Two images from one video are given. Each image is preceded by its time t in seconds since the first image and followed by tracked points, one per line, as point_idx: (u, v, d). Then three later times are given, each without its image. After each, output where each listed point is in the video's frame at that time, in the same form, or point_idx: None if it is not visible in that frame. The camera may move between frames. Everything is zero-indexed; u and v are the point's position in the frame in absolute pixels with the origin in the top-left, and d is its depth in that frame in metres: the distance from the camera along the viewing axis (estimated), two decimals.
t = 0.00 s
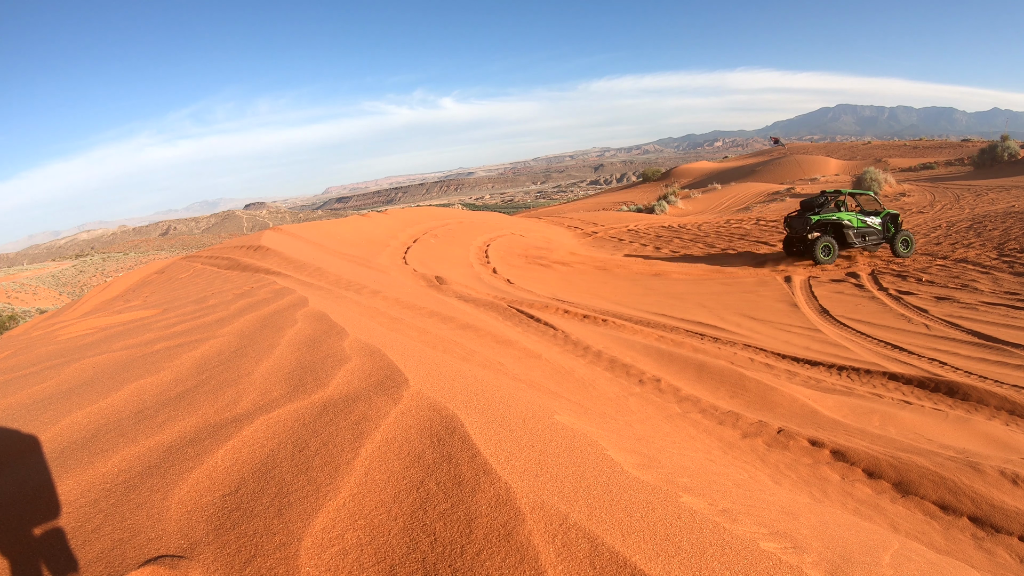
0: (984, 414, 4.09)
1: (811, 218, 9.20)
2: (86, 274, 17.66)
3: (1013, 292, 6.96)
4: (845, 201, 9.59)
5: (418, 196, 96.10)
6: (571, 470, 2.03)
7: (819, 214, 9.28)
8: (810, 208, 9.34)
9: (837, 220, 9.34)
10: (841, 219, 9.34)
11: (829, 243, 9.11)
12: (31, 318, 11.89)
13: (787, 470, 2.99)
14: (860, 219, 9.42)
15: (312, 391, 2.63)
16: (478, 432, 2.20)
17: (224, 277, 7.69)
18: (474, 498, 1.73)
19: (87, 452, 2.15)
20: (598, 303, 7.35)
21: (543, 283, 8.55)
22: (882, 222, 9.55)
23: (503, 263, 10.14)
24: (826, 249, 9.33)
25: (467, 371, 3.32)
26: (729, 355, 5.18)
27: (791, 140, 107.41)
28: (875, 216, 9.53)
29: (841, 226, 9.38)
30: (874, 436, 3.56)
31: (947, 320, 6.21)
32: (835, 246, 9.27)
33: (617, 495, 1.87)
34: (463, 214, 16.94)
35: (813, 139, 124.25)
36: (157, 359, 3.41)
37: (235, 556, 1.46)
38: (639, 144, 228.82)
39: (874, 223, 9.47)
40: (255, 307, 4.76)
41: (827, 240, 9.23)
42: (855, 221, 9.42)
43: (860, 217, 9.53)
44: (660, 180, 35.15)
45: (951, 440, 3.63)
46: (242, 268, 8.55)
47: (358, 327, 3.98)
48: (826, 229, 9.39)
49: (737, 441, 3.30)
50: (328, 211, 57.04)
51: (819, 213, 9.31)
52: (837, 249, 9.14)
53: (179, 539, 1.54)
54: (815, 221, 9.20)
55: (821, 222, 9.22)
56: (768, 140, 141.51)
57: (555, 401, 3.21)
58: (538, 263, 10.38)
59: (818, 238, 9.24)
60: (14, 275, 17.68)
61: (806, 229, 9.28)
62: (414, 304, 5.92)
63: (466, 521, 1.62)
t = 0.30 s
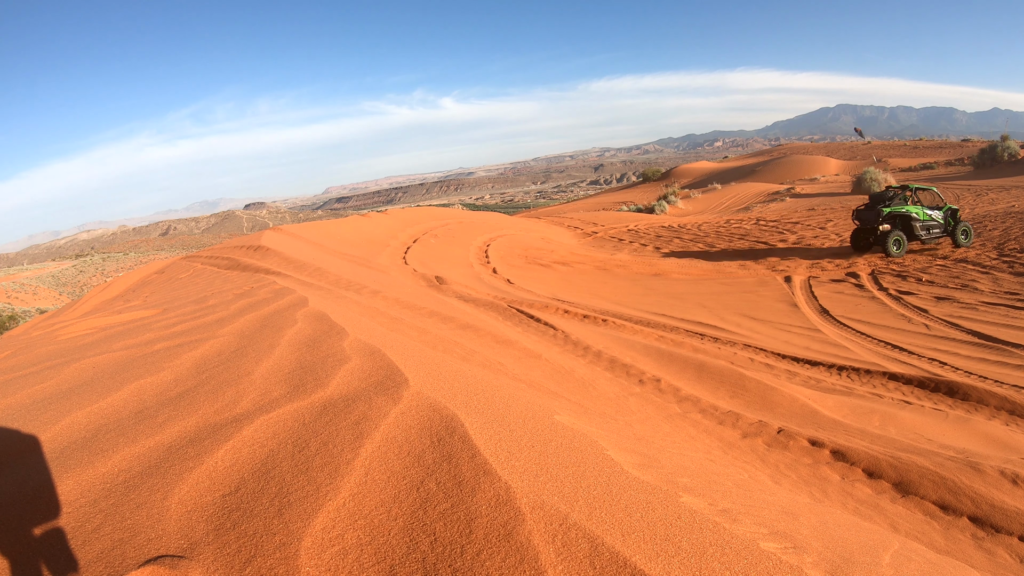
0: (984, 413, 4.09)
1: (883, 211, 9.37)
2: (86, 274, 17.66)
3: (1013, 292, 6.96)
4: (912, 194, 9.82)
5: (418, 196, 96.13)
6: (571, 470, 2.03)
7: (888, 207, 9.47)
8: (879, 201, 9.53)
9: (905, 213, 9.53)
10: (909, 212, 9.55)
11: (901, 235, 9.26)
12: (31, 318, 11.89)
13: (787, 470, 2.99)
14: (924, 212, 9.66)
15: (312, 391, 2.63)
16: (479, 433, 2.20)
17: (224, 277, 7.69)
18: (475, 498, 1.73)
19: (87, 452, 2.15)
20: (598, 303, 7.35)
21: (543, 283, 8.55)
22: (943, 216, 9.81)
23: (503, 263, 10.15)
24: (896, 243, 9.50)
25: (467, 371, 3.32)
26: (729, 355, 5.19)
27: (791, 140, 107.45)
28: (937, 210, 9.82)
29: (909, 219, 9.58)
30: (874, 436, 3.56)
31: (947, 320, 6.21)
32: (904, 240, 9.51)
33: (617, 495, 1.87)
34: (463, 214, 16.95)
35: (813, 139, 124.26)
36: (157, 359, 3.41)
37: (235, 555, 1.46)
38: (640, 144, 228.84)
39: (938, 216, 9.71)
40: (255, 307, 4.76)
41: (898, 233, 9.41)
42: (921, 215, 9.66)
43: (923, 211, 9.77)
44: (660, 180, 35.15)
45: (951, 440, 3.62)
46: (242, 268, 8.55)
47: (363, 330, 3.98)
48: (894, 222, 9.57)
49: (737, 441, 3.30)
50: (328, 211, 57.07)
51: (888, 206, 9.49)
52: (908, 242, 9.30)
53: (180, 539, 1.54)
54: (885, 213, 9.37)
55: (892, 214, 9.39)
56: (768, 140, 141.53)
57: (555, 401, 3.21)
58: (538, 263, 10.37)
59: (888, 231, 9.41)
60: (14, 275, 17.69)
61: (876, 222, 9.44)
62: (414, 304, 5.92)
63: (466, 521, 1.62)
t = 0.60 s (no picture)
0: (984, 413, 4.09)
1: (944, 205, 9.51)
2: (86, 274, 17.66)
3: (1013, 292, 6.96)
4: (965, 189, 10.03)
5: (418, 196, 96.15)
6: (571, 470, 2.03)
7: (948, 201, 9.62)
8: (937, 196, 9.68)
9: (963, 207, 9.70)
10: (967, 205, 9.73)
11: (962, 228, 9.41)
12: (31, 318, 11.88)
13: (787, 470, 2.99)
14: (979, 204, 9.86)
15: (312, 391, 2.63)
16: (479, 432, 2.21)
17: (224, 277, 7.69)
18: (475, 498, 1.73)
19: (87, 452, 2.14)
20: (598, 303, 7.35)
21: (543, 283, 8.55)
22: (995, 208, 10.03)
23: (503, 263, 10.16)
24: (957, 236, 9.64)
25: (467, 371, 3.32)
26: (729, 355, 5.19)
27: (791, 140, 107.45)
28: (989, 202, 10.05)
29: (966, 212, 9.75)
30: (874, 436, 3.56)
31: (947, 320, 6.21)
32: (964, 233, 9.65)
33: (617, 495, 1.87)
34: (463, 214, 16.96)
35: (813, 139, 124.28)
36: (157, 359, 3.41)
37: (235, 556, 1.46)
38: (640, 144, 228.75)
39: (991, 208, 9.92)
40: (255, 307, 4.76)
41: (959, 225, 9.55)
42: (976, 207, 9.86)
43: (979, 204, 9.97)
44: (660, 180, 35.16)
45: (951, 440, 3.62)
46: (242, 268, 8.55)
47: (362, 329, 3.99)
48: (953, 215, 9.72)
49: (738, 441, 3.30)
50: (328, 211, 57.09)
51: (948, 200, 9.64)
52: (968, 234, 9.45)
53: (181, 539, 1.54)
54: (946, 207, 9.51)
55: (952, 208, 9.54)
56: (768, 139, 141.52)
57: (555, 401, 3.22)
58: (538, 263, 10.38)
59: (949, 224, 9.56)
60: (14, 275, 17.68)
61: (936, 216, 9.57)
62: (414, 304, 5.92)
63: (466, 521, 1.61)
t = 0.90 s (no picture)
0: (983, 413, 4.09)
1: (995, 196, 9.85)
2: (86, 274, 17.65)
3: (1013, 292, 6.97)
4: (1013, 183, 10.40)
5: (418, 196, 96.17)
6: (571, 470, 2.03)
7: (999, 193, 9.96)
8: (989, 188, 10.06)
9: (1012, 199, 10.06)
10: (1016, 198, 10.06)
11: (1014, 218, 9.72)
12: (31, 318, 11.86)
13: (787, 469, 2.99)
14: None
15: (312, 391, 2.63)
16: (478, 433, 2.20)
17: (224, 277, 7.69)
18: (475, 498, 1.73)
19: (86, 452, 2.14)
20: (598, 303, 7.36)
21: (543, 283, 8.56)
22: None
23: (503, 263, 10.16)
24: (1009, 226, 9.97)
25: (467, 372, 3.33)
26: (729, 355, 5.19)
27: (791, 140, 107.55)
28: None
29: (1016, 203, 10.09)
30: (874, 437, 3.56)
31: (947, 320, 6.21)
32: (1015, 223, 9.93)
33: (617, 495, 1.87)
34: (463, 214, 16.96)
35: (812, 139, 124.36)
36: (158, 359, 3.41)
37: (234, 556, 1.46)
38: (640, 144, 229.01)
39: None
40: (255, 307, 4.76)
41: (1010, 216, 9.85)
42: None
43: None
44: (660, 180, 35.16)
45: (951, 440, 3.63)
46: (242, 268, 8.54)
47: (363, 330, 3.98)
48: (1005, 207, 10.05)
49: (737, 441, 3.30)
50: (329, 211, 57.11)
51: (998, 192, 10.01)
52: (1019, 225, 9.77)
53: (180, 540, 1.54)
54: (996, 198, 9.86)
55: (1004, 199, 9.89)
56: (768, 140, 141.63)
57: (555, 401, 3.22)
58: (537, 263, 10.37)
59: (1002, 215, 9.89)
60: (14, 275, 17.67)
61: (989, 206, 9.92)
62: (414, 305, 5.92)
63: (466, 521, 1.61)
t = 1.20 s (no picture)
0: (983, 413, 4.09)
1: None
2: (87, 274, 17.63)
3: (1013, 292, 6.98)
4: None
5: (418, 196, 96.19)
6: (570, 470, 2.05)
7: None
8: None
9: None
10: None
11: None
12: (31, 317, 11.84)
13: (787, 468, 2.98)
14: None
15: (312, 392, 2.62)
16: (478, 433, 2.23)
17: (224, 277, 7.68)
18: (475, 498, 1.74)
19: (87, 453, 2.13)
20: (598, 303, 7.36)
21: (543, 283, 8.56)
22: None
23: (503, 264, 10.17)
24: None
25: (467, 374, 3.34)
26: (729, 356, 5.19)
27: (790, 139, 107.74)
28: None
29: None
30: (874, 437, 3.56)
31: (947, 320, 6.22)
32: None
33: (617, 496, 1.90)
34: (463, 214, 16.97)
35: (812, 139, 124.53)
36: (158, 359, 3.40)
37: (234, 552, 1.46)
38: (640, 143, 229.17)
39: None
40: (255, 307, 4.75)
41: None
42: None
43: None
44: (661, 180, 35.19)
45: (950, 440, 3.63)
46: (242, 268, 8.54)
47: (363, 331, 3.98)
48: None
49: (737, 440, 3.29)
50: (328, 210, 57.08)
51: None
52: None
53: (177, 539, 1.53)
54: None
55: None
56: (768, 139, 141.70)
57: (555, 401, 3.22)
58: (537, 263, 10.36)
59: None
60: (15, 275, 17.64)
61: None
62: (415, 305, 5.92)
63: (466, 522, 1.62)
